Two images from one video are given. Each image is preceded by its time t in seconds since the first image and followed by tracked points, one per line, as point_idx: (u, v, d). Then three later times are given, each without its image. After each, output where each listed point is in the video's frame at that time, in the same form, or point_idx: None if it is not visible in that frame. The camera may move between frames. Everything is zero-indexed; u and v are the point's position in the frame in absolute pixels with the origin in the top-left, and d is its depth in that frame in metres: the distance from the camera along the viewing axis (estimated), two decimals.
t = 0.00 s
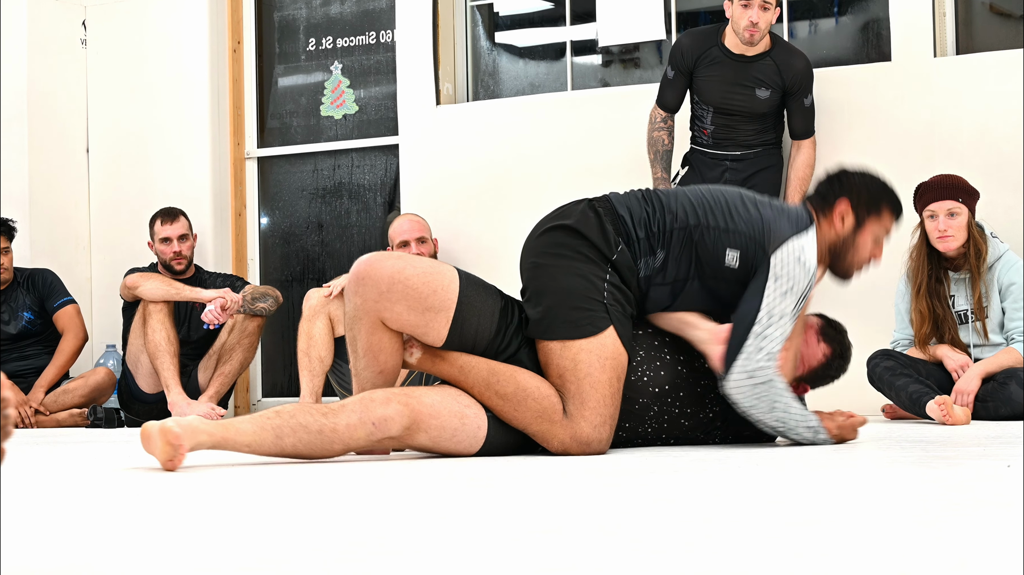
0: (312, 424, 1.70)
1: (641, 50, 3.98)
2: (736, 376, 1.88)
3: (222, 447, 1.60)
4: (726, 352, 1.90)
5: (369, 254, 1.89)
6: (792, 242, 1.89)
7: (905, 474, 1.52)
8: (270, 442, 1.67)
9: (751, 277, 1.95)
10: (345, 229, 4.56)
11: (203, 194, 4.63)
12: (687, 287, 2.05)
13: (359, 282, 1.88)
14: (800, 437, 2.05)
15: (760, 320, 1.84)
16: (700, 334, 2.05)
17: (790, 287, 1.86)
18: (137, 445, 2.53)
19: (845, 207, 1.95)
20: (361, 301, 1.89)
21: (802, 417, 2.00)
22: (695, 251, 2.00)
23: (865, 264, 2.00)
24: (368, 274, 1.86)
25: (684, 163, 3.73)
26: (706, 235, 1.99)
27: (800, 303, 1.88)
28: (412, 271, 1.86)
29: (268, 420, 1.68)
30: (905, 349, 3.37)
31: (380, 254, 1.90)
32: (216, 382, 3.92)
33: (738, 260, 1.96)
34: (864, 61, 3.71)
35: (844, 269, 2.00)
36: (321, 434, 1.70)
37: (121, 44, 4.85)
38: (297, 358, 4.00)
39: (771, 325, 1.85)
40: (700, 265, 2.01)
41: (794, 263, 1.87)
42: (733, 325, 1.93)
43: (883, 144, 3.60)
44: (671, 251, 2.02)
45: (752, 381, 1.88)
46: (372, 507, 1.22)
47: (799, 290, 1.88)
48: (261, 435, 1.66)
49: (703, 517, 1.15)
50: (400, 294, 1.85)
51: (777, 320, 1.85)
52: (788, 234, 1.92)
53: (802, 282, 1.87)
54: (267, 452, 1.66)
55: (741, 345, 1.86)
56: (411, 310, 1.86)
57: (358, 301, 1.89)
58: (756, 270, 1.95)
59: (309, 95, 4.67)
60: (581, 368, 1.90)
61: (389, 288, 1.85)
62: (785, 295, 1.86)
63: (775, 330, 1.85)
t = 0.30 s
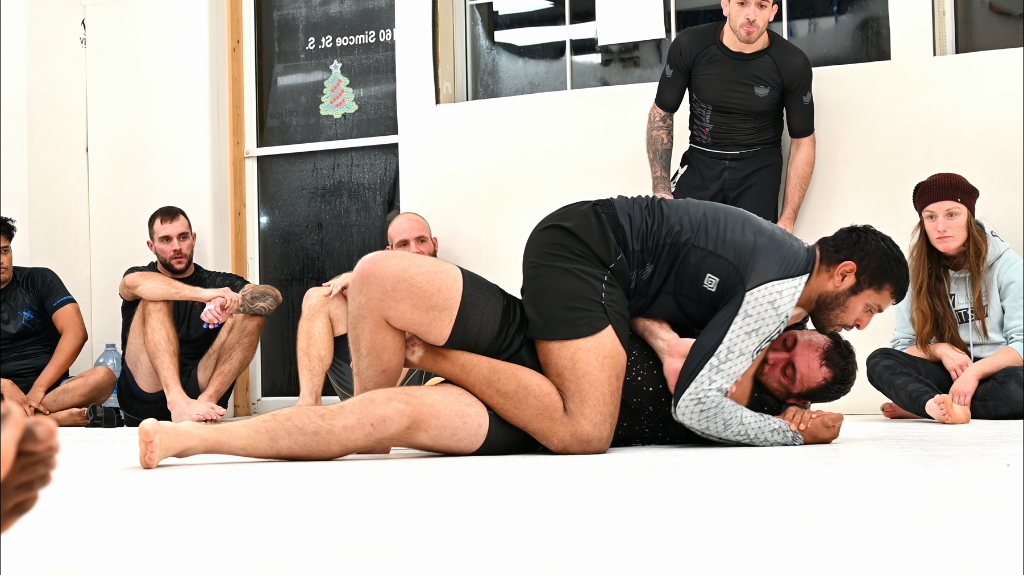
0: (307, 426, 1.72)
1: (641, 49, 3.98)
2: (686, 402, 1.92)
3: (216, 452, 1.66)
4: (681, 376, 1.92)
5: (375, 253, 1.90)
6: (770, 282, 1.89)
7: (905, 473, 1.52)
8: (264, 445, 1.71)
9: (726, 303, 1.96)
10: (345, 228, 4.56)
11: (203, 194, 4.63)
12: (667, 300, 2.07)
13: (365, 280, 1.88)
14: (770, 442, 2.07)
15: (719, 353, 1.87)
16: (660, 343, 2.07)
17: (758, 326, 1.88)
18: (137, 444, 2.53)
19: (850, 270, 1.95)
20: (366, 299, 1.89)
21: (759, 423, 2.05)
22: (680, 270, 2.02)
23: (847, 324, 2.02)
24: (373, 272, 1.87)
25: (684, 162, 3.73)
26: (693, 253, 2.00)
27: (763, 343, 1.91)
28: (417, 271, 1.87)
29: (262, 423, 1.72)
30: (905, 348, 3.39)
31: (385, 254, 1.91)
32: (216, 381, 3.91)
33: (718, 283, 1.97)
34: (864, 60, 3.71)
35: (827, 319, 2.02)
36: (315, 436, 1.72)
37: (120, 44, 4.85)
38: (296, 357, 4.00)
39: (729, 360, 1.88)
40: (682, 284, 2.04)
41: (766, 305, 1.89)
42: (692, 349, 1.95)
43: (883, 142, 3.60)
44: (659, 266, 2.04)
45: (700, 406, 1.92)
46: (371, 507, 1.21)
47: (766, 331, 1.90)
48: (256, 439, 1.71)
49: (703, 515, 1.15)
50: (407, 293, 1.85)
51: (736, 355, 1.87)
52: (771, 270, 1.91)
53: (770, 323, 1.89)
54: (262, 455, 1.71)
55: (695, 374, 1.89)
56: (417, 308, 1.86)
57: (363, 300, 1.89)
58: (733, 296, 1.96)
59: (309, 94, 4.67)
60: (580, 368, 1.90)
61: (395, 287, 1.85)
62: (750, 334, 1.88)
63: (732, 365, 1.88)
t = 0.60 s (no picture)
0: (329, 421, 1.72)
1: (641, 48, 3.98)
2: (679, 417, 1.93)
3: (237, 450, 1.65)
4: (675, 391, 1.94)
5: (390, 248, 1.89)
6: (755, 289, 1.87)
7: (906, 473, 1.52)
8: (286, 441, 1.70)
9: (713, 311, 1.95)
10: (346, 228, 4.56)
11: (204, 193, 4.63)
12: (655, 309, 2.09)
13: (380, 274, 1.87)
14: (776, 440, 2.06)
15: (708, 365, 1.87)
16: (658, 347, 2.09)
17: (744, 335, 1.86)
18: (139, 444, 2.53)
19: (835, 274, 1.93)
20: (380, 292, 1.88)
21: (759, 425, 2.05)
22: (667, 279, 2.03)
23: (843, 329, 2.00)
24: (389, 267, 1.86)
25: (684, 162, 3.73)
26: (676, 265, 2.01)
27: (753, 352, 1.89)
28: (431, 264, 1.87)
29: (283, 420, 1.71)
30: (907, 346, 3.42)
31: (398, 250, 1.90)
32: (216, 380, 3.90)
33: (701, 293, 1.99)
34: (864, 60, 3.71)
35: (822, 326, 2.02)
36: (338, 431, 1.71)
37: (121, 44, 4.85)
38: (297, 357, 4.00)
39: (719, 371, 1.87)
40: (670, 294, 2.05)
41: (751, 312, 1.86)
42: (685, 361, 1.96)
43: (884, 141, 3.60)
44: (647, 274, 2.05)
45: (693, 421, 1.93)
46: (372, 506, 1.21)
47: (753, 339, 1.87)
48: (278, 435, 1.70)
49: (704, 515, 1.15)
50: (422, 287, 1.85)
51: (725, 367, 1.86)
52: (756, 276, 1.89)
53: (757, 330, 1.86)
54: (284, 451, 1.70)
55: (688, 387, 1.90)
56: (431, 301, 1.85)
57: (378, 293, 1.88)
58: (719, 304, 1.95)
59: (310, 94, 4.67)
60: (581, 364, 1.90)
61: (410, 280, 1.85)
62: (737, 342, 1.86)
63: (721, 377, 1.87)
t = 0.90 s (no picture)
0: (343, 427, 1.71)
1: (643, 48, 3.98)
2: (689, 417, 1.92)
3: (251, 452, 1.66)
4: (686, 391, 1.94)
5: (395, 257, 1.87)
6: (773, 295, 1.89)
7: (909, 473, 1.51)
8: (301, 446, 1.71)
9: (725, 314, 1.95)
10: (348, 227, 4.56)
11: (205, 192, 4.63)
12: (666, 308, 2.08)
13: (387, 285, 1.86)
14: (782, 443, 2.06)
15: (724, 367, 1.87)
16: (669, 348, 2.07)
17: (761, 340, 1.87)
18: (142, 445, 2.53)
19: (843, 285, 1.92)
20: (386, 303, 1.87)
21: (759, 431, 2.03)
22: (678, 278, 2.03)
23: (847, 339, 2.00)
24: (397, 278, 1.85)
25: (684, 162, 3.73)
26: (690, 262, 2.01)
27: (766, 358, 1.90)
28: (438, 275, 1.85)
29: (297, 424, 1.72)
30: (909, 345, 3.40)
31: (404, 259, 1.89)
32: (218, 380, 3.90)
33: (717, 293, 1.98)
34: (866, 59, 3.71)
35: (827, 334, 2.02)
36: (352, 438, 1.71)
37: (122, 43, 4.85)
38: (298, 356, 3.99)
39: (734, 375, 1.87)
40: (682, 295, 2.04)
41: (769, 318, 1.87)
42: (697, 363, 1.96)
43: (885, 140, 3.60)
44: (658, 274, 2.05)
45: (704, 422, 1.92)
46: (374, 506, 1.21)
47: (768, 345, 1.88)
48: (292, 440, 1.71)
49: (706, 515, 1.15)
50: (428, 301, 1.84)
51: (740, 370, 1.87)
52: (771, 283, 1.90)
53: (773, 336, 1.88)
54: (299, 456, 1.71)
55: (701, 389, 1.90)
56: (437, 314, 1.85)
57: (385, 304, 1.87)
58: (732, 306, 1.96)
59: (311, 93, 4.67)
60: (593, 366, 1.90)
61: (416, 293, 1.84)
62: (754, 347, 1.87)
63: (737, 380, 1.87)
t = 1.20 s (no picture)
0: (345, 425, 1.72)
1: (644, 47, 3.98)
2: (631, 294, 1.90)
3: (253, 450, 1.66)
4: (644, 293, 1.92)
5: (394, 257, 1.87)
6: (769, 263, 1.87)
7: (909, 471, 1.51)
8: (302, 443, 1.71)
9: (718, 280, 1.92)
10: (349, 227, 4.56)
11: (206, 192, 4.63)
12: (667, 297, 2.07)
13: (386, 285, 1.86)
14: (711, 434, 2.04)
15: (690, 272, 1.86)
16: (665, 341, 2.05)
17: (735, 280, 1.84)
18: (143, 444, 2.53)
19: (846, 276, 1.92)
20: (385, 302, 1.87)
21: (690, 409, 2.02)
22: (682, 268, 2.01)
23: (843, 333, 2.00)
24: (396, 278, 1.85)
25: (685, 161, 3.72)
26: (691, 246, 1.99)
27: (728, 306, 1.86)
28: (437, 273, 1.86)
29: (299, 422, 1.71)
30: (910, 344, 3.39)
31: (403, 258, 1.89)
32: (219, 380, 3.90)
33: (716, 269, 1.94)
34: (867, 58, 3.70)
35: (825, 327, 2.01)
36: (353, 435, 1.71)
37: (123, 43, 4.85)
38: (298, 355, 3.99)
39: (691, 283, 1.85)
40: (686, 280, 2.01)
41: (755, 277, 1.85)
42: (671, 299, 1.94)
43: (886, 139, 3.60)
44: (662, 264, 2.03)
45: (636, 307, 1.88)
46: (374, 506, 1.21)
47: (738, 292, 1.85)
48: (293, 437, 1.70)
49: (706, 514, 1.15)
50: (428, 299, 1.84)
51: (700, 284, 1.85)
52: (771, 255, 1.89)
53: (751, 294, 1.85)
54: (299, 454, 1.70)
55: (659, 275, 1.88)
56: (436, 310, 1.85)
57: (384, 303, 1.87)
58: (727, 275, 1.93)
59: (312, 93, 4.67)
60: (590, 366, 1.91)
61: (416, 291, 1.84)
62: (725, 280, 1.84)
63: (692, 287, 1.85)
